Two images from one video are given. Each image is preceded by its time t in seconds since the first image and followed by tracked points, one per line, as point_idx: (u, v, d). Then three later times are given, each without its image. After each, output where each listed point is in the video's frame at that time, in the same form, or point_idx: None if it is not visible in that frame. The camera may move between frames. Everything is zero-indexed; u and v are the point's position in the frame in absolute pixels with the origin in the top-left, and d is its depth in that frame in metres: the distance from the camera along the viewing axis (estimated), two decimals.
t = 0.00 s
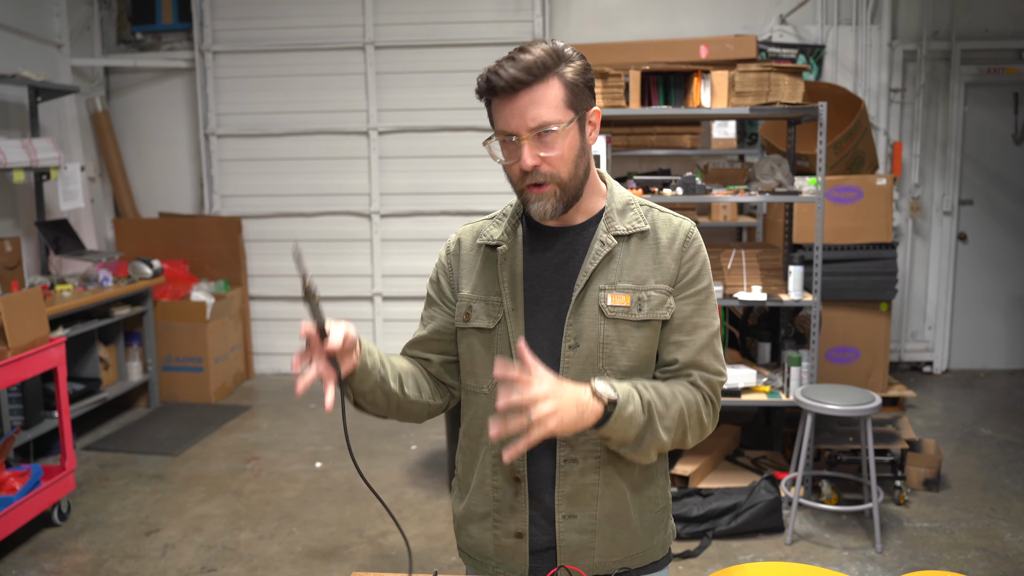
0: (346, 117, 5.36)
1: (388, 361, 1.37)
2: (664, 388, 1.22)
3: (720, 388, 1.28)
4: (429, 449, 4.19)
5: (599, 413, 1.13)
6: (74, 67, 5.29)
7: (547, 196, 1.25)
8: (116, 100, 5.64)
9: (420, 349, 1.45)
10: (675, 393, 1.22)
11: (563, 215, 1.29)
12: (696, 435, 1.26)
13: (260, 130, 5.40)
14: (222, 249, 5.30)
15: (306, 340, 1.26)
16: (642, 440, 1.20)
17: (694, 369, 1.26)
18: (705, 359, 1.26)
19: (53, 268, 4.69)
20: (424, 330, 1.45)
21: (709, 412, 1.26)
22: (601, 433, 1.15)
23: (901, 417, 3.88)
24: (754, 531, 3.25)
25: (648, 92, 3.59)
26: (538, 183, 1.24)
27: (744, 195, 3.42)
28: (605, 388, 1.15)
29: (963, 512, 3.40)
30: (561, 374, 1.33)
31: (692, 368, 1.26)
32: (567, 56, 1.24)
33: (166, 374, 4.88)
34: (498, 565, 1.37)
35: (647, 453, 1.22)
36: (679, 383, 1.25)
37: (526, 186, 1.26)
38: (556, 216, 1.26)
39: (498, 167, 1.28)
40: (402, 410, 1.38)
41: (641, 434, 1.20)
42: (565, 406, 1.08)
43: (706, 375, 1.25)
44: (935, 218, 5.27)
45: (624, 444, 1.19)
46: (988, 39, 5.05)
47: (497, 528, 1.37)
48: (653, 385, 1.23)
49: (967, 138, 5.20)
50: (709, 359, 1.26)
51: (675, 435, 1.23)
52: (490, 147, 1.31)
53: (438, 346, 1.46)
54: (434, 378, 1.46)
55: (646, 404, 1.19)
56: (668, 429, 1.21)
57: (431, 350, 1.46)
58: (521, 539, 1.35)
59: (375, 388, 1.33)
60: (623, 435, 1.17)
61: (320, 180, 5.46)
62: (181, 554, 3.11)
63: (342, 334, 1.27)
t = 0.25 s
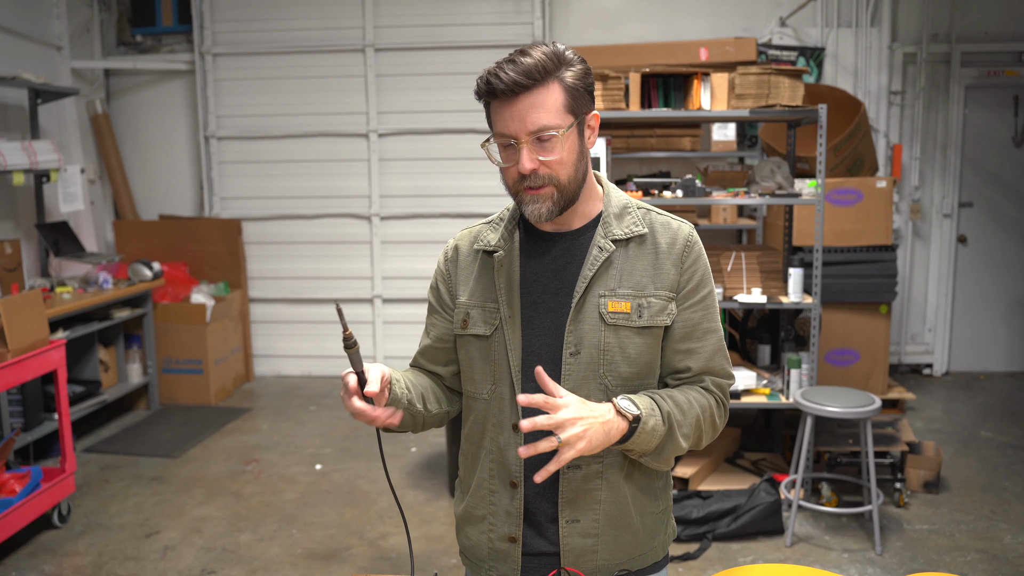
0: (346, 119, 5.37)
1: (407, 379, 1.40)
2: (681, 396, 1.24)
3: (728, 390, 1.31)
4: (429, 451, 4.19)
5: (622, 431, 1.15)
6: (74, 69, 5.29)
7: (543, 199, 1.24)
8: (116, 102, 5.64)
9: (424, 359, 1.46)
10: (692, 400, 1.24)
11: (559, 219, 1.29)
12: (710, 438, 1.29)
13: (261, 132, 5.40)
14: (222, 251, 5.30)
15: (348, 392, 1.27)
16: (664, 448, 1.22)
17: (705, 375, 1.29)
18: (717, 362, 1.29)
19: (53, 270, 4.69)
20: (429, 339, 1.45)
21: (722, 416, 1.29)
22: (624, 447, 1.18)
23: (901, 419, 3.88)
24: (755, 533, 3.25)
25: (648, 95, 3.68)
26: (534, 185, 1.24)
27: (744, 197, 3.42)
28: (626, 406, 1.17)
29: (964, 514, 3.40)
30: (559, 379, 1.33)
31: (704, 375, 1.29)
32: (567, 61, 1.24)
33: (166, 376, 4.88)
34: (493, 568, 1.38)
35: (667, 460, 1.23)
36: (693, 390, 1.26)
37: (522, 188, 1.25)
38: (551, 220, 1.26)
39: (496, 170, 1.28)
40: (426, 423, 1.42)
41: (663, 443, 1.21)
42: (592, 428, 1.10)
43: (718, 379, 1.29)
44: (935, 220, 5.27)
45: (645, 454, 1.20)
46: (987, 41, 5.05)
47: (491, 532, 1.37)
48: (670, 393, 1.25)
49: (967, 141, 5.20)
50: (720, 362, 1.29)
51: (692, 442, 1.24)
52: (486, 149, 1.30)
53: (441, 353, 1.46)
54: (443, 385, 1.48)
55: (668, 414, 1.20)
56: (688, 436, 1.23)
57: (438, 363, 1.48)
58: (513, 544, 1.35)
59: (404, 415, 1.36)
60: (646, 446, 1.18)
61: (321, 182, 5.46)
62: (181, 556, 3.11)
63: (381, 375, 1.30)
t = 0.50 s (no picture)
0: (346, 120, 5.37)
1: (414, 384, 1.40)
2: (683, 402, 1.23)
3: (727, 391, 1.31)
4: (429, 452, 4.19)
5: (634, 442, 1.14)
6: (74, 71, 5.29)
7: (545, 202, 1.25)
8: (116, 104, 5.65)
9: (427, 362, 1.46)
10: (695, 405, 1.23)
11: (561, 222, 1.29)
12: (711, 440, 1.29)
13: (261, 134, 5.40)
14: (222, 252, 5.30)
15: (358, 393, 1.25)
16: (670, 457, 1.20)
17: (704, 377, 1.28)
18: (717, 363, 1.29)
19: (53, 272, 4.69)
20: (428, 341, 1.45)
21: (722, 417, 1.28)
22: (634, 459, 1.16)
23: (901, 421, 3.88)
24: (755, 535, 3.25)
25: (648, 96, 3.69)
26: (536, 187, 1.24)
27: (744, 199, 3.41)
28: (634, 417, 1.15)
29: (963, 516, 3.40)
30: (562, 381, 1.33)
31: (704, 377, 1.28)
32: (571, 63, 1.24)
33: (166, 377, 4.88)
34: (496, 570, 1.38)
35: (673, 466, 1.23)
36: (694, 394, 1.26)
37: (524, 190, 1.25)
38: (553, 223, 1.26)
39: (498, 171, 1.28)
40: (434, 428, 1.42)
41: (669, 451, 1.20)
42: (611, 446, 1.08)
43: (718, 381, 1.28)
44: (935, 221, 5.27)
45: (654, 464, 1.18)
46: (987, 42, 5.06)
47: (494, 534, 1.37)
48: (673, 401, 1.24)
49: (967, 142, 5.20)
50: (721, 363, 1.29)
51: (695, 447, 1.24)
52: (489, 151, 1.30)
53: (440, 356, 1.46)
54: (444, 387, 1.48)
55: (673, 422, 1.19)
56: (693, 441, 1.22)
57: (440, 366, 1.47)
58: (517, 545, 1.35)
59: (414, 418, 1.37)
60: (655, 456, 1.17)
61: (320, 184, 5.46)
62: (181, 558, 3.11)
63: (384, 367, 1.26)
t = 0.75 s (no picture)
0: (346, 121, 5.37)
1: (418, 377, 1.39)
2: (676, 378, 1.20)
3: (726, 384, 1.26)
4: (429, 453, 4.19)
5: (617, 394, 1.11)
6: (75, 72, 5.29)
7: (549, 200, 1.24)
8: (116, 104, 5.65)
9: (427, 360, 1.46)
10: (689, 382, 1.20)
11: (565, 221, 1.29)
12: (709, 431, 1.22)
13: (261, 134, 5.41)
14: (222, 252, 5.30)
15: (362, 359, 1.23)
16: (660, 425, 1.15)
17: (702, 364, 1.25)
18: (711, 355, 1.26)
19: (53, 272, 4.70)
20: (430, 339, 1.46)
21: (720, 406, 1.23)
22: (619, 413, 1.13)
23: (901, 421, 3.89)
24: (754, 535, 3.25)
25: (648, 97, 3.69)
26: (540, 185, 1.24)
27: (744, 200, 3.42)
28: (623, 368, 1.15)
29: (963, 516, 3.41)
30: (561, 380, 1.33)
31: (700, 363, 1.25)
32: (575, 63, 1.24)
33: (166, 377, 4.89)
34: (496, 569, 1.38)
35: (664, 440, 1.16)
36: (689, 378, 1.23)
37: (528, 188, 1.25)
38: (557, 222, 1.26)
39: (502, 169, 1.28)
40: (432, 421, 1.43)
41: (658, 417, 1.15)
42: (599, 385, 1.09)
43: (713, 369, 1.24)
44: (934, 222, 5.28)
45: (642, 432, 1.15)
46: (987, 44, 5.06)
47: (495, 532, 1.38)
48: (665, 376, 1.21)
49: (967, 143, 5.21)
50: (716, 354, 1.26)
51: (689, 425, 1.18)
52: (491, 149, 1.30)
53: (442, 354, 1.47)
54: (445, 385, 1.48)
55: (662, 386, 1.16)
56: (685, 415, 1.17)
57: (440, 364, 1.48)
58: (517, 544, 1.35)
59: (413, 404, 1.36)
60: (641, 420, 1.13)
61: (320, 185, 5.47)
62: (181, 558, 3.11)
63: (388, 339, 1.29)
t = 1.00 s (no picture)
0: (346, 120, 5.37)
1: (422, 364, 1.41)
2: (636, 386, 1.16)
3: (703, 386, 1.20)
4: (428, 451, 4.20)
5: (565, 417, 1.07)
6: (74, 71, 5.29)
7: (550, 192, 1.25)
8: (116, 103, 5.65)
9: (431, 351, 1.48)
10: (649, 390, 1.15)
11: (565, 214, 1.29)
12: (677, 438, 1.17)
13: (261, 133, 5.40)
14: (221, 251, 5.31)
15: (368, 331, 1.26)
16: (616, 441, 1.12)
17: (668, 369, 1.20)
18: (685, 356, 1.20)
19: (53, 271, 4.70)
20: (433, 332, 1.47)
21: (689, 411, 1.17)
22: (569, 435, 1.09)
23: (901, 420, 3.89)
24: (754, 534, 3.26)
25: (648, 95, 3.71)
26: (541, 178, 1.24)
27: (744, 199, 3.42)
28: (567, 388, 1.10)
29: (962, 515, 3.41)
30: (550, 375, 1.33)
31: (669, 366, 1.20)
32: (577, 58, 1.24)
33: (166, 376, 4.89)
34: (489, 561, 1.39)
35: (624, 456, 1.13)
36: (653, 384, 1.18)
37: (529, 181, 1.25)
38: (557, 215, 1.26)
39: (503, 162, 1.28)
40: (436, 412, 1.43)
41: (614, 434, 1.12)
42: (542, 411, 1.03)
43: (685, 370, 1.19)
44: (934, 221, 5.27)
45: (597, 450, 1.12)
46: (987, 42, 5.06)
47: (488, 524, 1.39)
48: (624, 386, 1.16)
49: (967, 142, 5.21)
50: (692, 355, 1.21)
51: (650, 437, 1.14)
52: (493, 143, 1.30)
53: (445, 347, 1.48)
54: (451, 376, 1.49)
55: (614, 399, 1.12)
56: (643, 428, 1.13)
57: (444, 357, 1.49)
58: (509, 536, 1.36)
59: (416, 390, 1.38)
60: (594, 439, 1.10)
61: (320, 183, 5.47)
62: (181, 556, 3.11)
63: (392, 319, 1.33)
